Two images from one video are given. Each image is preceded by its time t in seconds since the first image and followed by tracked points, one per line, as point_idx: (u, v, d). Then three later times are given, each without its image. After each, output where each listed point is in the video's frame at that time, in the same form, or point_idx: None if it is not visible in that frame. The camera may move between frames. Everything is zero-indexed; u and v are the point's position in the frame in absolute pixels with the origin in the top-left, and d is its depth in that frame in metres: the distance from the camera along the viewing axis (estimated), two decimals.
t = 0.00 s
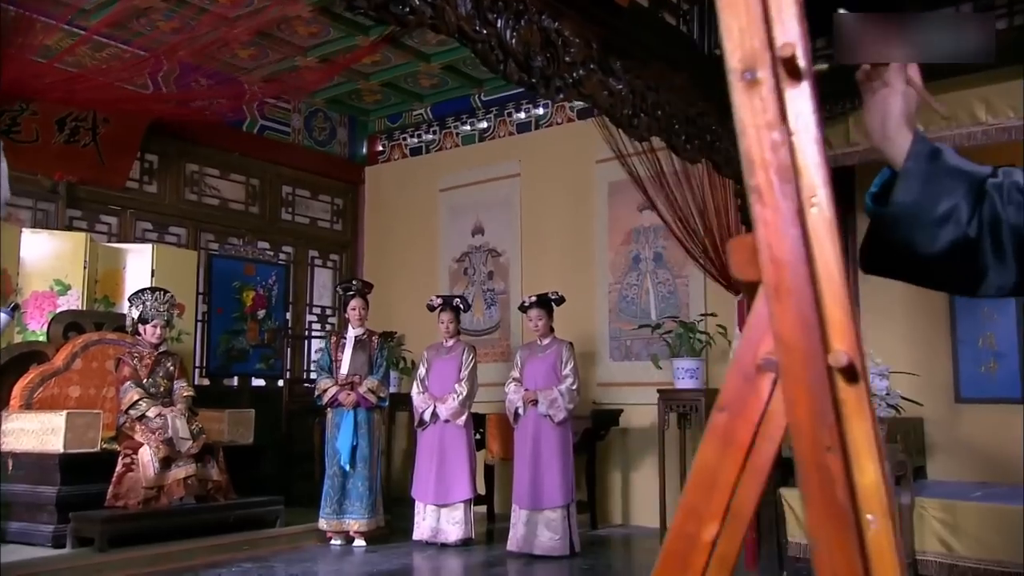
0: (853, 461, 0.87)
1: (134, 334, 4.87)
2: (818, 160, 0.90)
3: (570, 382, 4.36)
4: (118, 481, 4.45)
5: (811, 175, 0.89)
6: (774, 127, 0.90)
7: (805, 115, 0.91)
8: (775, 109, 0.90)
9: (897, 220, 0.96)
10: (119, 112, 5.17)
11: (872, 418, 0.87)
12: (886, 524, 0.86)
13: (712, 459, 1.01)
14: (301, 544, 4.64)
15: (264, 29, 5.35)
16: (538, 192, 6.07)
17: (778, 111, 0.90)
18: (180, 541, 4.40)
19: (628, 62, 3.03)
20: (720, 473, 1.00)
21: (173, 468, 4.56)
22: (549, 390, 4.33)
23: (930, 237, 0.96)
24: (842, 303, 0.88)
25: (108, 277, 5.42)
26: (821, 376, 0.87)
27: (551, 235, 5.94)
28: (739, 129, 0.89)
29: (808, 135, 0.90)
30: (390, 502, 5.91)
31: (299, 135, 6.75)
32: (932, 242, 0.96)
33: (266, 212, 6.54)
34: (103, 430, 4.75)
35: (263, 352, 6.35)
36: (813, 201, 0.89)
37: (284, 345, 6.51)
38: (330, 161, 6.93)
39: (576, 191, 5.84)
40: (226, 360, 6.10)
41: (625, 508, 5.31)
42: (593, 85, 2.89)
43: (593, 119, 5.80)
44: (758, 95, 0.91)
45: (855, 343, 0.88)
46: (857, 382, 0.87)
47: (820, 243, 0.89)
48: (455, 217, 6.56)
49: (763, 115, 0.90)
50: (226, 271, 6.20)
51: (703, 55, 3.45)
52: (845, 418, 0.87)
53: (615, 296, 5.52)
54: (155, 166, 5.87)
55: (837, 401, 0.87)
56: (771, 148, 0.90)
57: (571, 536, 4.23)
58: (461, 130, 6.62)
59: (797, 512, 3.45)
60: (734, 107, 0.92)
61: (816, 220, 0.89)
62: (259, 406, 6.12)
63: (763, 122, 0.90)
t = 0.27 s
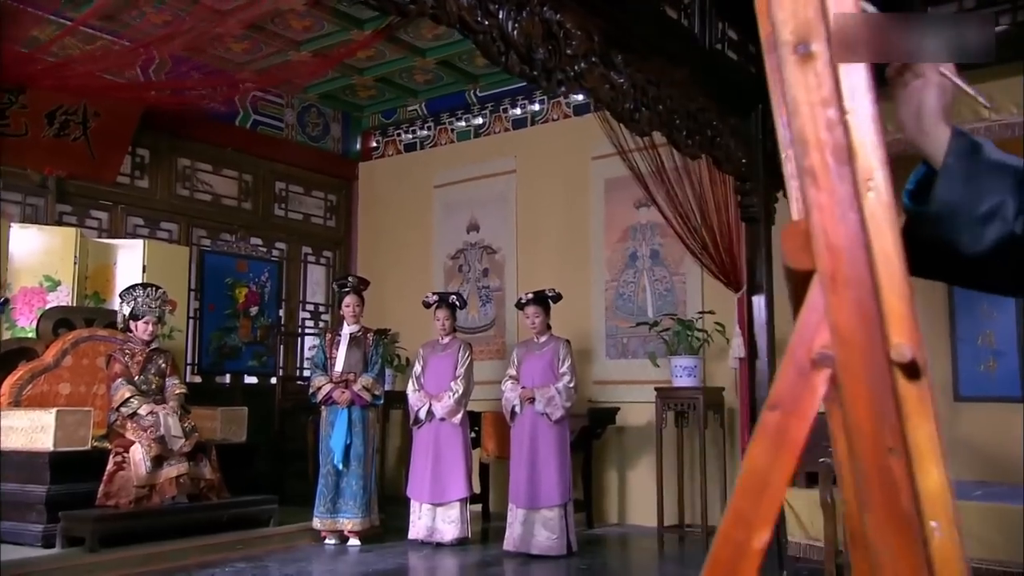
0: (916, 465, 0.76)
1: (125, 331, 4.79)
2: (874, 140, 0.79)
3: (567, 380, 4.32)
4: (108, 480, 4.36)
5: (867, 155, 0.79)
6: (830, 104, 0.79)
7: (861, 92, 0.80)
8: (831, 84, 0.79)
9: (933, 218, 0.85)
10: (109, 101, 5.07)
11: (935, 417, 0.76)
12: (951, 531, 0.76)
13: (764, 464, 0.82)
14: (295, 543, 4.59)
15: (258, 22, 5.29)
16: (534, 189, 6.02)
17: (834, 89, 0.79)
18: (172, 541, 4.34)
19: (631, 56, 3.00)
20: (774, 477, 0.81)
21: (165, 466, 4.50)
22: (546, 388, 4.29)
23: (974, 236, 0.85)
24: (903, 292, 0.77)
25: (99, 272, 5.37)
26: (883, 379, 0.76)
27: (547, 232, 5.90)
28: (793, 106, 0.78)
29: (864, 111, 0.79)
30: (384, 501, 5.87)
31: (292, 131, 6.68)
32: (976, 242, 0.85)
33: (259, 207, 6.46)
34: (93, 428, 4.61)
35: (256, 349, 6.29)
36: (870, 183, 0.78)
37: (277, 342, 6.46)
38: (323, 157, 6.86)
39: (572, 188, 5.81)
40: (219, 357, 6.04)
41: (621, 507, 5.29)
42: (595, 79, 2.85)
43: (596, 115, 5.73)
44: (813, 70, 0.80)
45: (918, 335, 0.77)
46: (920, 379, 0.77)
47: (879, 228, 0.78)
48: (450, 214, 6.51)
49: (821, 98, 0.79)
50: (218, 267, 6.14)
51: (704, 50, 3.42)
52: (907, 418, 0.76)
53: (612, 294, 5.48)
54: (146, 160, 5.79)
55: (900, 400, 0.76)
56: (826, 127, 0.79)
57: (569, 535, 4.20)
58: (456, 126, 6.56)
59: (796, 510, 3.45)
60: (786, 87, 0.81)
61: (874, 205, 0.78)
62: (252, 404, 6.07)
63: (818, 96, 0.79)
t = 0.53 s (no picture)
0: (981, 467, 0.77)
1: (110, 327, 4.71)
2: (932, 121, 0.82)
3: (559, 378, 4.28)
4: (92, 479, 4.32)
5: (925, 136, 0.81)
6: (885, 80, 0.83)
7: (919, 72, 0.83)
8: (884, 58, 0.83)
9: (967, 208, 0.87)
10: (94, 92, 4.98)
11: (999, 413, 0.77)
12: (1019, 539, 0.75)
13: (813, 465, 0.88)
14: (283, 543, 4.54)
15: (244, 15, 5.22)
16: (525, 186, 5.99)
17: (891, 64, 0.83)
18: (158, 541, 4.27)
19: (626, 50, 2.96)
20: (822, 481, 0.88)
21: (151, 466, 4.42)
22: (538, 386, 4.25)
23: (1004, 227, 0.87)
24: (962, 283, 0.79)
25: (82, 269, 5.41)
26: (940, 375, 0.79)
27: (539, 229, 5.86)
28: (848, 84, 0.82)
29: (919, 91, 0.82)
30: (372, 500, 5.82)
31: (280, 126, 6.60)
32: (1004, 234, 0.87)
33: (247, 203, 6.39)
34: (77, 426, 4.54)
35: (243, 347, 6.22)
36: (928, 165, 0.81)
37: (264, 340, 6.38)
38: (311, 153, 6.79)
39: (564, 185, 5.77)
40: (205, 355, 5.97)
41: (612, 507, 5.25)
42: (591, 73, 2.81)
43: (592, 110, 5.67)
44: (864, 45, 0.84)
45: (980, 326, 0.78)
46: (982, 376, 0.78)
47: (937, 212, 0.81)
48: (440, 210, 6.46)
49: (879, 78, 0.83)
50: (205, 264, 6.07)
51: (700, 45, 3.39)
52: (968, 413, 0.77)
53: (603, 292, 5.45)
54: (132, 155, 5.71)
55: (959, 395, 0.77)
56: (882, 104, 0.82)
57: (560, 535, 4.16)
58: (447, 122, 6.51)
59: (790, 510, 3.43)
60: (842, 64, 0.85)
61: (931, 187, 0.81)
62: (239, 402, 5.99)
63: (873, 74, 0.83)
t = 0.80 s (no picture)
0: None
1: (92, 325, 4.58)
2: (981, 103, 0.79)
3: (548, 377, 4.25)
4: (74, 479, 4.24)
5: (975, 118, 0.78)
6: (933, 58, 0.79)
7: (965, 51, 0.80)
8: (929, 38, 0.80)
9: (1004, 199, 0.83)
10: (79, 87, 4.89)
11: None
12: None
13: (857, 466, 0.88)
14: (269, 544, 4.48)
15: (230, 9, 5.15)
16: (514, 184, 5.95)
17: (935, 43, 0.80)
18: (141, 542, 4.21)
19: (620, 45, 2.93)
20: (868, 483, 0.88)
21: (134, 466, 4.35)
22: (527, 385, 4.21)
23: None
24: (1016, 277, 0.76)
25: (64, 265, 5.17)
26: (995, 371, 0.76)
27: (527, 227, 5.83)
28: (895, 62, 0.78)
29: (967, 70, 0.79)
30: (359, 500, 5.77)
31: (266, 122, 6.53)
32: None
33: (232, 199, 6.32)
34: (59, 426, 4.43)
35: (228, 345, 6.14)
36: (977, 150, 0.77)
37: (249, 338, 6.31)
38: (297, 150, 6.72)
39: (553, 183, 5.74)
40: (189, 353, 5.89)
41: (601, 506, 5.23)
42: (585, 68, 2.77)
43: (585, 106, 5.62)
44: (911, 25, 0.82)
45: None
46: None
47: (989, 200, 0.77)
48: (428, 208, 6.41)
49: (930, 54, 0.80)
50: (189, 261, 5.99)
51: (693, 42, 3.37)
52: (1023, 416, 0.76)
53: (592, 290, 5.43)
54: (115, 150, 5.62)
55: (1013, 396, 0.76)
56: (930, 82, 0.79)
57: (550, 535, 4.13)
58: (434, 119, 6.46)
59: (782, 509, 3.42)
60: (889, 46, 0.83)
61: (981, 172, 0.77)
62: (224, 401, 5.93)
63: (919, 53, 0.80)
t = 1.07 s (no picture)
0: None
1: (66, 322, 4.49)
2: None
3: (533, 376, 4.22)
4: (47, 480, 4.14)
5: None
6: None
7: None
8: None
9: None
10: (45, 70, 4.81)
11: None
12: None
13: (911, 472, 0.71)
14: (247, 546, 4.41)
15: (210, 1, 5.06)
16: (497, 181, 5.90)
17: None
18: (116, 544, 4.12)
19: (609, 40, 2.90)
20: (917, 494, 0.71)
21: (110, 466, 4.26)
22: (511, 384, 4.17)
23: None
24: None
25: (37, 261, 5.03)
26: None
27: (511, 224, 5.78)
28: None
29: None
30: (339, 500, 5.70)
31: (246, 117, 6.43)
32: None
33: (210, 195, 6.21)
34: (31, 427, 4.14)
35: (206, 343, 6.04)
36: None
37: (227, 336, 6.21)
38: (277, 145, 6.63)
39: (536, 181, 5.70)
40: (166, 351, 5.79)
41: (584, 506, 5.21)
42: (574, 62, 2.74)
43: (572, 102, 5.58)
44: None
45: None
46: None
47: None
48: (410, 205, 6.36)
49: (986, 4, 0.63)
50: (167, 258, 5.88)
51: (681, 38, 3.35)
52: None
53: (576, 289, 5.40)
54: (89, 144, 5.51)
55: None
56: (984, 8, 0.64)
57: (534, 535, 4.09)
58: (417, 116, 6.41)
59: (767, 509, 3.41)
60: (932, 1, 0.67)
61: None
62: (202, 400, 5.84)
63: None
